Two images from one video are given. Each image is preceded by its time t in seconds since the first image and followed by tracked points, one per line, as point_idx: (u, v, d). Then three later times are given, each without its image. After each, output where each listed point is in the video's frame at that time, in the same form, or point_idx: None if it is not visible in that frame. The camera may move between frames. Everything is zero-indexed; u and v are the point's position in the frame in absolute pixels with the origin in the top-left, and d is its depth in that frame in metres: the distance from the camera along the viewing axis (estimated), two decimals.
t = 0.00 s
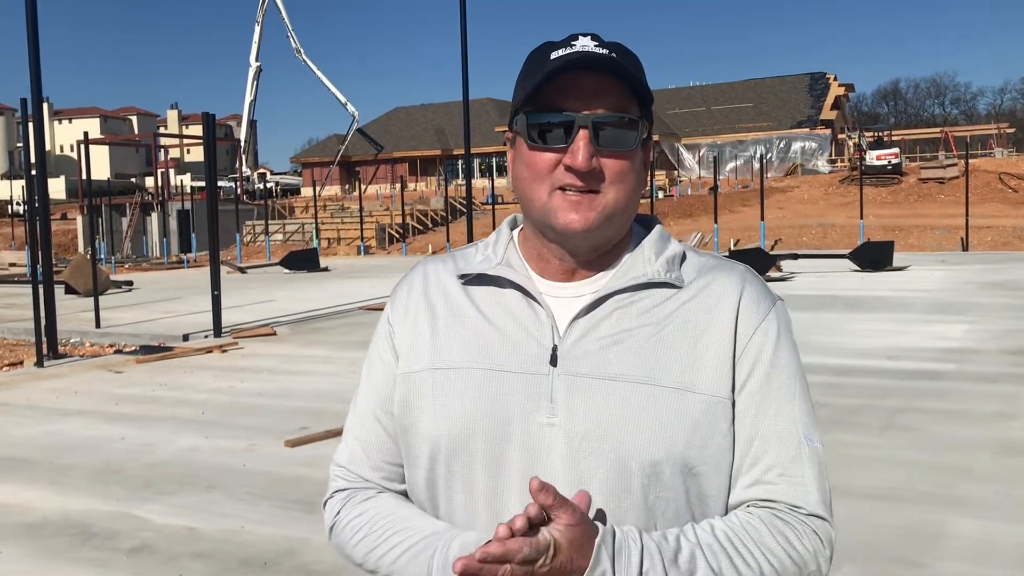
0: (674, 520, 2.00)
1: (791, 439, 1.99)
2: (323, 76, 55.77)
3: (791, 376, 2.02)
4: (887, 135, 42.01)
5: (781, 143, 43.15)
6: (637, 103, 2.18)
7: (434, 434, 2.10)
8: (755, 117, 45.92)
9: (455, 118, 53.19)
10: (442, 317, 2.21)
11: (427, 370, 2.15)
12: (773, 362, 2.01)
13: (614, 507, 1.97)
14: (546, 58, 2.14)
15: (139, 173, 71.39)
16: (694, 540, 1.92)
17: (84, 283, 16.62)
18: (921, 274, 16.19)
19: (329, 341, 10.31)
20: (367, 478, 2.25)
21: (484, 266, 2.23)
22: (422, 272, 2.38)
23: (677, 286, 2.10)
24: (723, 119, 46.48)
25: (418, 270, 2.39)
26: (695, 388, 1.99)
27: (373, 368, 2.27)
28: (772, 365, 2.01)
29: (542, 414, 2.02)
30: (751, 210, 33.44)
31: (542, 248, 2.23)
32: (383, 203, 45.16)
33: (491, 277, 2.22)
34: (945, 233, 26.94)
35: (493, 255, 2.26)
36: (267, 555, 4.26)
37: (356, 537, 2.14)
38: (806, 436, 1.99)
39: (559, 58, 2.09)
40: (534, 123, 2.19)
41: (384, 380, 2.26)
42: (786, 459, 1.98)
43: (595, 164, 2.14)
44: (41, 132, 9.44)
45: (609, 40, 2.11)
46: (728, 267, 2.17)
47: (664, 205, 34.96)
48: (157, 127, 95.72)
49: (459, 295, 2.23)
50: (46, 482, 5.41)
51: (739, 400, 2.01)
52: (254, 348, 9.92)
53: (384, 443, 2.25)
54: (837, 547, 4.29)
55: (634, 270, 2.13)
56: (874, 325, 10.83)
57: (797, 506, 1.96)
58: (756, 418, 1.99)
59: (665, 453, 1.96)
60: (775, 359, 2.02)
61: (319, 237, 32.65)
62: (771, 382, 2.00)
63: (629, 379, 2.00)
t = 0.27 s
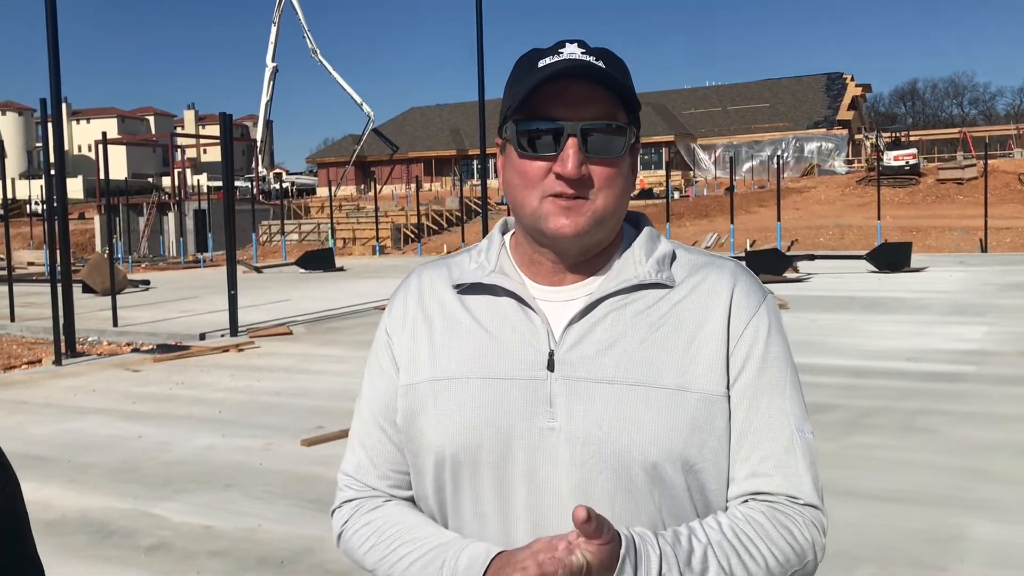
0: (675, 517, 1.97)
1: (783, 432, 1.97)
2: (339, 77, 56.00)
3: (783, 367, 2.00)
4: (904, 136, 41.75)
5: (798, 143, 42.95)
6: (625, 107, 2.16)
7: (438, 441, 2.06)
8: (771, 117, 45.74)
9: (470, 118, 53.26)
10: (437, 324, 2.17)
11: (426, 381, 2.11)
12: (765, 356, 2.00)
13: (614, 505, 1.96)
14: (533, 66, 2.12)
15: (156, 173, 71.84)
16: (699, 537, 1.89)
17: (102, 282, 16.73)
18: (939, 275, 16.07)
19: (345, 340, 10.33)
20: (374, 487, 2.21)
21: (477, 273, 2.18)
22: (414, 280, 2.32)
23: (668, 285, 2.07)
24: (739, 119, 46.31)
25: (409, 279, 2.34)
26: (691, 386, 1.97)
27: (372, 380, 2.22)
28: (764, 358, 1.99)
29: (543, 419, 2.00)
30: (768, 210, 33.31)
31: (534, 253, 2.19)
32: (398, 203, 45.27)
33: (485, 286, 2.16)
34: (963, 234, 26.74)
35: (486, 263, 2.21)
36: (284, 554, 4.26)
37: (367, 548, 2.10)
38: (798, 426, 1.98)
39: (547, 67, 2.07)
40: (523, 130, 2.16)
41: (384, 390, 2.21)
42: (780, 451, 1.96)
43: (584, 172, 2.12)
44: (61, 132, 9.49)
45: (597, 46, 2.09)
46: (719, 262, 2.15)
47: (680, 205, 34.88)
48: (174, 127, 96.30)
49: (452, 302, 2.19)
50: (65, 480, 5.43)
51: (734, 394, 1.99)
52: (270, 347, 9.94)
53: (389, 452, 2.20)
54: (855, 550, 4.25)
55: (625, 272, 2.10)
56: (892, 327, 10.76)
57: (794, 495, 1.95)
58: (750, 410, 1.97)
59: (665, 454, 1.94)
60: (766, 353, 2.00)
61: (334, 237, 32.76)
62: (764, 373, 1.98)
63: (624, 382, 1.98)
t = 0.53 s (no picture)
0: (683, 509, 1.96)
1: (785, 414, 1.95)
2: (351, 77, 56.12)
3: (780, 353, 1.99)
4: (918, 136, 41.54)
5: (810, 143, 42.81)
6: (608, 112, 2.15)
7: (446, 450, 2.05)
8: (784, 117, 45.61)
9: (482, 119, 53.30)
10: (436, 334, 2.16)
11: (429, 393, 2.10)
12: (765, 342, 1.98)
13: (619, 501, 1.95)
14: (515, 79, 2.11)
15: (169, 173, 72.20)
16: (707, 530, 1.88)
17: (115, 282, 16.81)
18: (953, 276, 15.98)
19: (357, 340, 10.34)
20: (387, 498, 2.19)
21: (472, 285, 2.16)
22: (411, 294, 2.31)
23: (661, 281, 2.07)
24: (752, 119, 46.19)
25: (407, 293, 2.32)
26: (690, 379, 1.97)
27: (376, 394, 2.20)
28: (760, 342, 1.98)
29: (548, 421, 1.99)
30: (780, 211, 33.22)
31: (528, 262, 2.17)
32: (410, 203, 45.36)
33: (481, 296, 2.14)
34: (977, 235, 26.59)
35: (481, 273, 2.20)
36: (297, 554, 4.27)
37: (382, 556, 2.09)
38: (802, 411, 1.96)
39: (529, 81, 2.06)
40: (508, 143, 2.15)
41: (389, 401, 2.20)
42: (783, 437, 1.94)
43: (573, 181, 2.11)
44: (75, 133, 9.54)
45: (577, 54, 2.08)
46: (709, 254, 2.14)
47: (692, 205, 34.82)
48: (187, 127, 96.77)
49: (451, 313, 2.17)
50: (79, 478, 5.46)
51: (735, 381, 1.97)
52: (282, 347, 9.97)
53: (399, 462, 2.18)
54: (868, 553, 4.22)
55: (618, 272, 2.09)
56: (906, 328, 10.70)
57: (800, 479, 1.93)
58: (751, 396, 1.96)
59: (666, 448, 1.93)
60: (762, 337, 1.99)
61: (346, 237, 32.84)
62: (763, 363, 1.97)
63: (624, 378, 1.97)
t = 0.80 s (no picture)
0: (691, 501, 1.94)
1: (803, 412, 1.91)
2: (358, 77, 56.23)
3: (800, 351, 1.95)
4: (925, 137, 41.41)
5: (817, 143, 42.71)
6: (627, 109, 2.14)
7: (461, 442, 2.07)
8: (791, 117, 45.53)
9: (488, 119, 53.33)
10: (456, 327, 2.18)
11: (447, 383, 2.12)
12: (784, 340, 1.95)
13: (629, 495, 1.94)
14: (532, 76, 2.10)
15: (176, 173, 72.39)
16: (710, 529, 1.85)
17: (122, 282, 16.87)
18: (961, 277, 15.93)
19: (364, 340, 10.36)
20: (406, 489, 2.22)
21: (491, 279, 2.18)
22: (435, 289, 2.33)
23: (678, 277, 2.05)
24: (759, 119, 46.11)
25: (431, 286, 2.35)
26: (706, 373, 1.95)
27: (399, 386, 2.24)
28: (777, 340, 1.95)
29: (562, 415, 1.99)
30: (787, 211, 33.18)
31: (545, 257, 2.18)
32: (416, 203, 45.40)
33: (500, 290, 2.16)
34: (985, 236, 26.50)
35: (500, 267, 2.22)
36: (303, 553, 4.27)
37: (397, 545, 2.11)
38: (821, 410, 1.91)
39: (546, 78, 2.05)
40: (526, 140, 2.15)
41: (412, 394, 2.23)
42: (798, 436, 1.90)
43: (590, 179, 2.11)
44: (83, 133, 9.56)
45: (595, 50, 2.06)
46: (729, 251, 2.12)
47: (698, 206, 34.78)
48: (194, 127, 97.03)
49: (470, 307, 2.19)
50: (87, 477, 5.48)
51: (750, 379, 1.95)
52: (289, 346, 9.99)
53: (418, 453, 2.21)
54: (875, 554, 4.21)
55: (635, 266, 2.09)
56: (914, 329, 10.67)
57: (813, 480, 1.88)
58: (767, 394, 1.93)
59: (678, 444, 1.92)
60: (780, 333, 1.96)
61: (353, 237, 32.89)
62: (780, 361, 1.93)
63: (638, 372, 1.96)
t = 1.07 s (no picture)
0: (718, 499, 1.92)
1: (843, 419, 1.86)
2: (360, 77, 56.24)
3: (843, 355, 1.89)
4: (928, 136, 41.34)
5: (818, 142, 42.65)
6: (678, 109, 2.12)
7: (489, 432, 2.08)
8: (792, 117, 45.47)
9: (489, 118, 53.29)
10: (493, 318, 2.20)
11: (478, 371, 2.14)
12: (828, 343, 1.90)
13: (655, 493, 1.92)
14: (583, 69, 2.09)
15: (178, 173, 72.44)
16: (731, 530, 1.81)
17: (123, 282, 16.84)
18: (963, 276, 15.89)
19: (365, 340, 10.33)
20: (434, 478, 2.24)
21: (533, 270, 2.21)
22: (479, 278, 2.36)
23: (723, 275, 2.03)
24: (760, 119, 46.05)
25: (474, 278, 2.38)
26: (743, 372, 1.92)
27: (434, 372, 2.28)
28: (821, 345, 1.90)
29: (592, 408, 1.99)
30: (789, 210, 33.15)
31: (588, 251, 2.19)
32: (418, 202, 45.37)
33: (539, 281, 2.19)
34: (987, 234, 26.45)
35: (542, 260, 2.25)
36: (305, 553, 4.25)
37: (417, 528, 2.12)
38: (863, 418, 1.86)
39: (597, 72, 2.04)
40: (574, 134, 2.15)
41: (446, 382, 2.26)
42: (837, 443, 1.84)
43: (636, 178, 2.10)
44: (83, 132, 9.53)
45: (649, 47, 2.05)
46: (778, 254, 2.09)
47: (699, 205, 34.74)
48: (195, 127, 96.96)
49: (510, 298, 2.21)
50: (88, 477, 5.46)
51: (788, 380, 1.91)
52: (290, 346, 9.96)
53: (446, 438, 2.24)
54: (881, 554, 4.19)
55: (678, 263, 2.08)
56: (916, 328, 10.63)
57: (848, 488, 1.82)
58: (806, 401, 1.88)
59: (709, 441, 1.90)
60: (824, 338, 1.91)
61: (354, 237, 32.87)
62: (820, 365, 1.89)
63: (673, 366, 1.95)
